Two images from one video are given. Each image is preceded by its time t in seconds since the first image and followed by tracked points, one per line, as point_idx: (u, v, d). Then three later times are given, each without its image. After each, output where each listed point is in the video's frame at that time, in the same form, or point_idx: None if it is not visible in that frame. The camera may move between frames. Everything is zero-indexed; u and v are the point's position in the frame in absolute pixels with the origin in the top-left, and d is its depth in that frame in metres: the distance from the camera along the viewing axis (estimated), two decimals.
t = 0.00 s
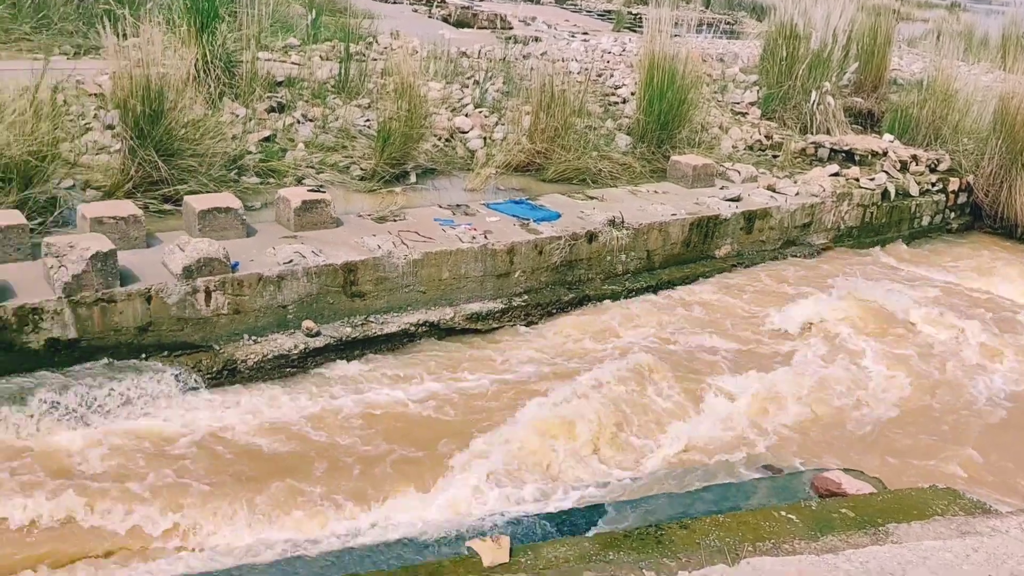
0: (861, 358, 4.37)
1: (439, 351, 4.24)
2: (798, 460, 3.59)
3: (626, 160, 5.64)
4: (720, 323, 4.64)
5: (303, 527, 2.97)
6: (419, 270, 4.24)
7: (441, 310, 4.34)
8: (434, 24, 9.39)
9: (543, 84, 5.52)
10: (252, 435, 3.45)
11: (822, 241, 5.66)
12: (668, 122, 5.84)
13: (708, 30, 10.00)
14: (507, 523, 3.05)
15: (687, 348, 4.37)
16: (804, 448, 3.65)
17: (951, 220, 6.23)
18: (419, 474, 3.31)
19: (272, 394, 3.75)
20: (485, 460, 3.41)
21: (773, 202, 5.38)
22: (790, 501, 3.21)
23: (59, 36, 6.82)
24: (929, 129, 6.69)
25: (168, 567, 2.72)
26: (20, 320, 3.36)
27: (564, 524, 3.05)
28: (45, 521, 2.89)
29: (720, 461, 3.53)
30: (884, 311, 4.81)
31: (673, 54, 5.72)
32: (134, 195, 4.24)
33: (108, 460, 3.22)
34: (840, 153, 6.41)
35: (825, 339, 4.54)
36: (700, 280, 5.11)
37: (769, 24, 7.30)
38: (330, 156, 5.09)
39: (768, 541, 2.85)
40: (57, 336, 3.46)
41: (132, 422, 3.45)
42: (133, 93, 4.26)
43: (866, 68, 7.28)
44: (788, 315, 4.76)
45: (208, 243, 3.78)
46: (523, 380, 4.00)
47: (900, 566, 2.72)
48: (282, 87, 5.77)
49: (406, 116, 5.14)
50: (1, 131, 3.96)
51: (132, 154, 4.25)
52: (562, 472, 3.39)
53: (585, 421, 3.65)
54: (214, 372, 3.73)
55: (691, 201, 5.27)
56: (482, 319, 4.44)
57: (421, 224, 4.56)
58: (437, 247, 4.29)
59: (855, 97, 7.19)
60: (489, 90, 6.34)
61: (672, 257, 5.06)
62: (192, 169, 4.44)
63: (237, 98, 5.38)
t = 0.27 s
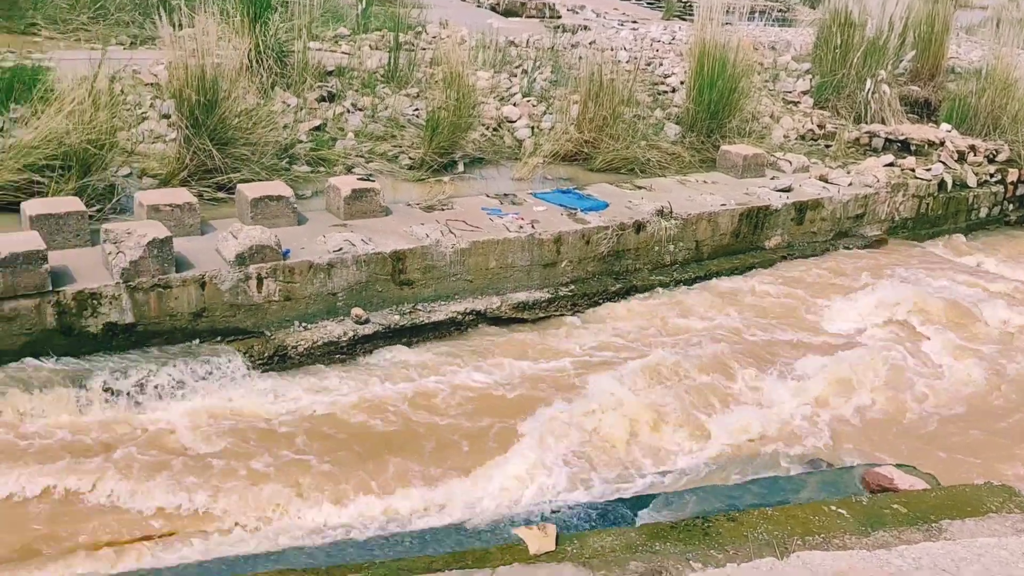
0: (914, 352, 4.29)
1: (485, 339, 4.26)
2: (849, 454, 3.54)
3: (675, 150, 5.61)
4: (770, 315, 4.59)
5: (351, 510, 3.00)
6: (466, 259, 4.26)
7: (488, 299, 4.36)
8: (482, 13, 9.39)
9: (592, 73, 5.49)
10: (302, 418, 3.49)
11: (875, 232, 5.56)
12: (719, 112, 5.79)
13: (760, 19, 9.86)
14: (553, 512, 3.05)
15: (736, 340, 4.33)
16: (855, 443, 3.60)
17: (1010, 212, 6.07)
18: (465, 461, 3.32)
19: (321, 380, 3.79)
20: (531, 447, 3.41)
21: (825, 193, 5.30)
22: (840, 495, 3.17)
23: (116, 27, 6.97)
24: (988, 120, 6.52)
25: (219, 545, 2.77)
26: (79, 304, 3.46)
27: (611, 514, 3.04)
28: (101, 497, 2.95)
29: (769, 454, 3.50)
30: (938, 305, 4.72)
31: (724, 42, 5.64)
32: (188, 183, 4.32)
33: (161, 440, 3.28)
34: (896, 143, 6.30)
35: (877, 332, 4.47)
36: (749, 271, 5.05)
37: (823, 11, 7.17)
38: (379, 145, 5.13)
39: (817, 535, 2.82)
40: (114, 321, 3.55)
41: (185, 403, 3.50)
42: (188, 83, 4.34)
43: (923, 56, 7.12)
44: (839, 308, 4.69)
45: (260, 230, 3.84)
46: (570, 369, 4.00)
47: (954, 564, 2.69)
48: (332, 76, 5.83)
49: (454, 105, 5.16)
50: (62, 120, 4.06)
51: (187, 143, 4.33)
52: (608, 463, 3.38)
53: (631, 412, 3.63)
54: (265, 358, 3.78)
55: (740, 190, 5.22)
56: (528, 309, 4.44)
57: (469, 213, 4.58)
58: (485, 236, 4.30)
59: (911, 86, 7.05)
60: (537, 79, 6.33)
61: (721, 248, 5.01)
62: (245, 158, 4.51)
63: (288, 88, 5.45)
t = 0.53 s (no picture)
0: (968, 348, 4.20)
1: (531, 329, 4.26)
2: (899, 450, 3.48)
3: (723, 139, 5.56)
4: (819, 307, 4.53)
5: (396, 499, 3.03)
6: (512, 249, 4.27)
7: (534, 289, 4.35)
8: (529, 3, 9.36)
9: (639, 61, 5.41)
10: (349, 405, 3.53)
11: (929, 224, 5.45)
12: (768, 101, 5.73)
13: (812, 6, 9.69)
14: (598, 503, 3.05)
15: (783, 333, 4.28)
16: (905, 439, 3.55)
17: None
18: (511, 450, 3.34)
19: (367, 368, 3.82)
20: (576, 438, 3.41)
21: (877, 183, 5.21)
22: (890, 491, 3.12)
23: (169, 18, 7.09)
24: None
25: (269, 530, 2.82)
26: (134, 291, 3.53)
27: (657, 505, 3.03)
28: (155, 481, 3.02)
29: (816, 449, 3.46)
30: (994, 299, 4.61)
31: (775, 29, 5.55)
32: (239, 173, 4.39)
33: (212, 425, 3.34)
34: (950, 134, 6.18)
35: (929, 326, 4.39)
36: (798, 263, 4.96)
37: None
38: (426, 135, 5.16)
39: (866, 531, 2.78)
40: (168, 308, 3.62)
41: (236, 389, 3.56)
42: (240, 73, 4.40)
43: (980, 43, 6.93)
44: (890, 301, 4.61)
45: (309, 220, 3.88)
46: (615, 360, 3.99)
47: (1007, 560, 2.65)
48: (380, 66, 5.87)
49: (500, 95, 5.15)
50: (117, 110, 4.14)
51: (238, 133, 4.40)
52: (653, 455, 3.37)
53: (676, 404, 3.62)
54: (313, 345, 3.83)
55: (789, 180, 5.16)
56: (573, 299, 4.42)
57: (514, 203, 4.58)
58: (530, 226, 4.30)
59: (967, 74, 6.88)
60: (583, 69, 6.33)
61: (769, 239, 4.96)
62: (294, 148, 4.56)
63: (337, 78, 5.50)
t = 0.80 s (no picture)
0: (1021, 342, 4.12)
1: (572, 320, 4.25)
2: (948, 445, 3.42)
3: (769, 129, 5.50)
4: (866, 300, 4.46)
5: (439, 486, 3.05)
6: (554, 239, 4.26)
7: (575, 280, 4.34)
8: None
9: (683, 51, 5.37)
10: (392, 393, 3.56)
11: (980, 215, 5.34)
12: (815, 90, 5.65)
13: None
14: (639, 494, 3.03)
15: (829, 325, 4.23)
16: (956, 434, 3.48)
17: None
18: (551, 441, 3.34)
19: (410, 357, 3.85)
20: (618, 429, 3.40)
21: (927, 173, 5.11)
22: (939, 486, 3.07)
23: (216, 10, 7.18)
24: None
25: (314, 515, 2.85)
26: (183, 280, 3.60)
27: (698, 497, 3.01)
28: (202, 465, 3.07)
29: (863, 443, 3.41)
30: None
31: (822, 17, 5.48)
32: (285, 163, 4.44)
33: (258, 410, 3.38)
34: (1003, 123, 6.03)
35: (981, 320, 4.30)
36: (845, 254, 4.89)
37: None
38: (469, 126, 5.17)
39: (914, 526, 2.75)
40: (215, 296, 3.68)
41: (281, 377, 3.60)
42: (285, 65, 4.44)
43: None
44: (939, 294, 4.53)
45: (354, 210, 3.92)
46: (657, 351, 3.97)
47: None
48: (423, 57, 5.89)
49: (544, 85, 5.15)
50: (166, 102, 4.21)
51: (284, 124, 4.45)
52: (696, 446, 3.35)
53: (719, 395, 3.60)
54: (358, 334, 3.88)
55: (837, 171, 5.09)
56: (616, 290, 4.40)
57: (557, 193, 4.57)
58: (572, 217, 4.30)
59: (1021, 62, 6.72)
60: (627, 58, 6.31)
61: (815, 230, 4.89)
62: (339, 139, 4.60)
63: (381, 69, 5.54)
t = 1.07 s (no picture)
0: None
1: (610, 311, 4.23)
2: (995, 441, 3.36)
3: (811, 120, 5.43)
4: (910, 294, 4.39)
5: (477, 474, 3.06)
6: (593, 231, 4.25)
7: (614, 271, 4.33)
8: None
9: (725, 41, 5.33)
10: (430, 382, 3.57)
11: None
12: (859, 80, 5.57)
13: None
14: (678, 486, 3.02)
15: (872, 318, 4.17)
16: (1003, 430, 3.42)
17: None
18: (589, 432, 3.33)
19: (448, 347, 3.87)
20: (656, 421, 3.39)
21: (974, 165, 5.02)
22: (984, 482, 3.03)
23: (258, 3, 7.26)
24: None
25: (354, 503, 2.87)
26: (226, 269, 3.65)
27: (737, 491, 2.99)
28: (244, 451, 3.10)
29: (906, 437, 3.36)
30: None
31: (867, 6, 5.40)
32: (326, 155, 4.48)
33: (299, 398, 3.41)
34: None
35: None
36: (889, 246, 4.82)
37: None
38: (508, 117, 5.17)
39: (958, 522, 2.73)
40: (257, 286, 3.73)
41: (321, 366, 3.63)
42: (326, 57, 4.48)
43: None
44: (986, 288, 4.44)
45: (393, 201, 3.94)
46: (696, 343, 3.95)
47: None
48: (462, 48, 5.90)
49: (583, 75, 5.13)
50: (210, 94, 4.27)
51: (324, 116, 4.49)
52: (736, 439, 3.32)
53: (760, 388, 3.56)
54: (396, 324, 3.90)
55: (881, 162, 5.01)
56: (654, 282, 4.38)
57: (596, 184, 4.55)
58: (611, 208, 4.28)
59: None
60: (667, 48, 6.28)
61: (858, 222, 4.83)
62: (379, 131, 4.63)
63: (420, 61, 5.56)
